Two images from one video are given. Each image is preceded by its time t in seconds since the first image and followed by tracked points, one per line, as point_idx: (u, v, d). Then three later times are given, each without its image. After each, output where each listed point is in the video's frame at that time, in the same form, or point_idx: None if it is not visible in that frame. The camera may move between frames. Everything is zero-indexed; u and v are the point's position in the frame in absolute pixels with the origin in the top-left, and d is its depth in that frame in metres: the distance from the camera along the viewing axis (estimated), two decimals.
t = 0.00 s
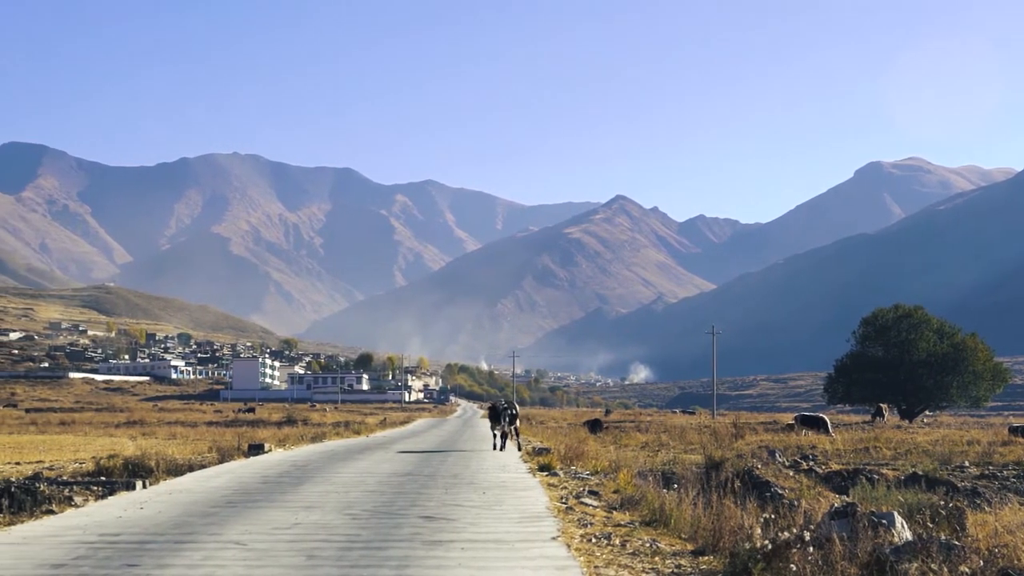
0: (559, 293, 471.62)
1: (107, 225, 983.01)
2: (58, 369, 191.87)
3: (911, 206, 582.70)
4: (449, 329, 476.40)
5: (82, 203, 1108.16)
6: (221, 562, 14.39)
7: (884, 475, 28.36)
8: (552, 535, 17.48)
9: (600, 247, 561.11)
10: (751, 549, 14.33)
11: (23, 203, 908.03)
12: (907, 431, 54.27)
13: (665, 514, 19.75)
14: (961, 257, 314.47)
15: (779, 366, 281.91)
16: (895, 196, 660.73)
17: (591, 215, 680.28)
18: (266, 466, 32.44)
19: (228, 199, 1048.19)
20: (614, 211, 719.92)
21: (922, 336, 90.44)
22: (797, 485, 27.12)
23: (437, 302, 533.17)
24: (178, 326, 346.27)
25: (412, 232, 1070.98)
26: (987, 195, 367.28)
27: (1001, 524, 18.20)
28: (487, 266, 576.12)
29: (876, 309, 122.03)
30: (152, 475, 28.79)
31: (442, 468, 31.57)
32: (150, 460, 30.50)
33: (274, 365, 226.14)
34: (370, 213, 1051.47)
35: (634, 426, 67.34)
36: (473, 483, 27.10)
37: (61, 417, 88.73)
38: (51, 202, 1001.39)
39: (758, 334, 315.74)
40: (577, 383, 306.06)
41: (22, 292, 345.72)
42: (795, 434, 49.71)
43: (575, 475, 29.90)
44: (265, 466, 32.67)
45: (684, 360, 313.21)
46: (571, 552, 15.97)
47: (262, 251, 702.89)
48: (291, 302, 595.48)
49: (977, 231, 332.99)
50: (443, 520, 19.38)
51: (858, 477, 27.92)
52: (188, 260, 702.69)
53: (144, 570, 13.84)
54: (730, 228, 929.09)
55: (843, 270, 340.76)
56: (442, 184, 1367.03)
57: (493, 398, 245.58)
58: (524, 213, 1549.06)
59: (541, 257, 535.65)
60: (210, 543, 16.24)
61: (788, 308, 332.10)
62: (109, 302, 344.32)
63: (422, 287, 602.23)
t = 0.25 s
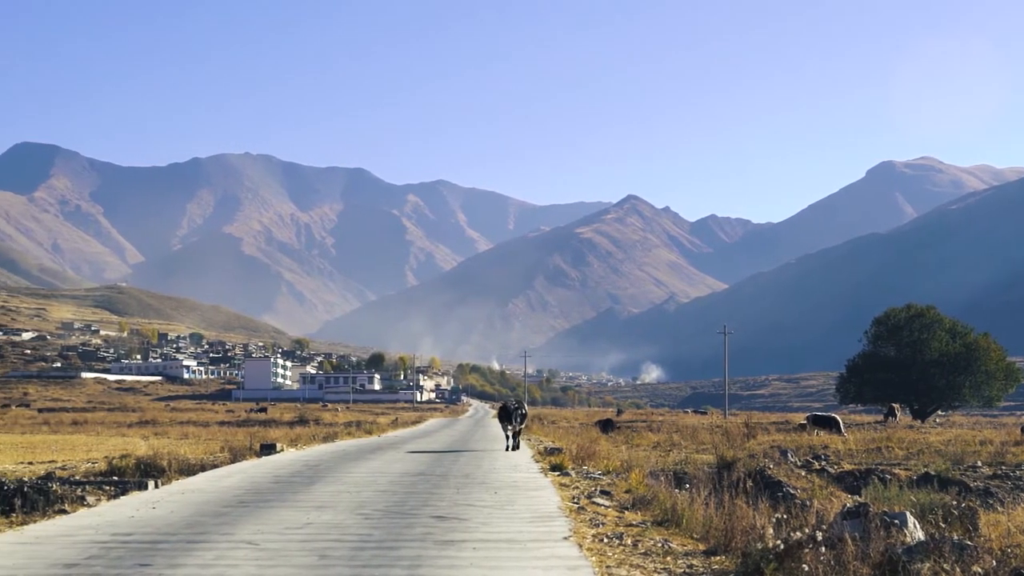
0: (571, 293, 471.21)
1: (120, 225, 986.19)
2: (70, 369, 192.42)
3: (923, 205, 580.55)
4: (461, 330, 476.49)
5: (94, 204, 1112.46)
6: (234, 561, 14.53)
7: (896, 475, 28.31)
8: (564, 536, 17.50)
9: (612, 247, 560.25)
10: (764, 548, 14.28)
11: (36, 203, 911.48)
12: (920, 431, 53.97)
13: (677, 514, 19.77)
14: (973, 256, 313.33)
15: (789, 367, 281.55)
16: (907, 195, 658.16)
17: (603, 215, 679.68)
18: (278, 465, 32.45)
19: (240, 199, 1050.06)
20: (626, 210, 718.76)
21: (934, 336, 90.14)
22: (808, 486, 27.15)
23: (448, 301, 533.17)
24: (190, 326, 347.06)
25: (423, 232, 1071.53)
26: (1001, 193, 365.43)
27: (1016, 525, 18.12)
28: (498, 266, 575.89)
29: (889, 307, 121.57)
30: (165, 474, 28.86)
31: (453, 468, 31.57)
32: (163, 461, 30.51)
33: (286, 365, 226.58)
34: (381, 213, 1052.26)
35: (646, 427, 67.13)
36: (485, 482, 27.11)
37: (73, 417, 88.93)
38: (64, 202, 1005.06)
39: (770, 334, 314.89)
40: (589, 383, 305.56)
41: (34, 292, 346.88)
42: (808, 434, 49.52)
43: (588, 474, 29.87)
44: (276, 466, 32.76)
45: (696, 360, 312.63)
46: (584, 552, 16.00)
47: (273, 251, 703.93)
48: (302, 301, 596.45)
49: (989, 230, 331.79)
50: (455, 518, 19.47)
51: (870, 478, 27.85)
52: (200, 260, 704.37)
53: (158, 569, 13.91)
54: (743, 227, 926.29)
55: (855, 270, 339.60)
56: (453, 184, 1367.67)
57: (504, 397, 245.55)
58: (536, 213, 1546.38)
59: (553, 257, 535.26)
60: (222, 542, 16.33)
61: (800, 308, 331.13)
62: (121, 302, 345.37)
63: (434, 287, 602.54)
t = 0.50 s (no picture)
0: (582, 293, 470.79)
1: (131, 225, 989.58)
2: (82, 369, 193.29)
3: (935, 205, 578.41)
4: (472, 330, 476.52)
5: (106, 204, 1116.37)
6: (246, 562, 14.64)
7: (907, 475, 28.30)
8: (577, 535, 17.51)
9: (623, 247, 559.65)
10: (777, 549, 14.28)
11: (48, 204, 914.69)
12: (932, 433, 53.94)
13: (688, 514, 19.82)
14: (986, 256, 312.18)
15: (800, 367, 280.80)
16: (918, 194, 655.79)
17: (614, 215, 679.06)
18: (290, 465, 32.61)
19: (251, 200, 1052.99)
20: (637, 211, 717.96)
21: (946, 336, 90.00)
22: (820, 486, 27.10)
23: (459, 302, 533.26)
24: (202, 326, 348.20)
25: (434, 232, 1071.88)
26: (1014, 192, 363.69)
27: None
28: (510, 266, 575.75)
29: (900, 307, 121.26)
30: (176, 475, 28.99)
31: (464, 468, 31.64)
32: (174, 461, 30.66)
33: (297, 365, 227.26)
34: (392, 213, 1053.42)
35: (657, 427, 67.20)
36: (497, 482, 27.18)
37: (86, 416, 89.52)
38: (76, 202, 1009.22)
39: (782, 334, 313.95)
40: (600, 383, 305.36)
41: (46, 292, 348.54)
42: (819, 434, 49.51)
43: (599, 475, 29.93)
44: (288, 465, 32.92)
45: (707, 360, 312.05)
46: (596, 552, 16.01)
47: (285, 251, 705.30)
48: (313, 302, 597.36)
49: (1002, 230, 330.02)
50: (466, 519, 19.49)
51: (881, 477, 27.85)
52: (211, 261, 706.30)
53: (169, 571, 14.00)
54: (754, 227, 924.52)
55: (866, 269, 338.24)
56: (464, 184, 1368.87)
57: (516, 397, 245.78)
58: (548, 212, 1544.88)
59: (564, 257, 535.26)
60: (233, 543, 16.39)
61: (812, 308, 330.38)
62: (133, 303, 346.66)
63: (445, 287, 602.63)
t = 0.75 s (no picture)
0: (594, 293, 470.47)
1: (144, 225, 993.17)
2: (94, 369, 194.33)
3: (948, 204, 576.05)
4: (484, 330, 476.82)
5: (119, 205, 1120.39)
6: (256, 563, 14.72)
7: (922, 475, 28.24)
8: (588, 537, 17.58)
9: (635, 247, 559.03)
10: (792, 550, 14.25)
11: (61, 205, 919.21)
12: (944, 431, 53.81)
13: (701, 515, 19.80)
14: (999, 257, 311.23)
15: (811, 367, 280.04)
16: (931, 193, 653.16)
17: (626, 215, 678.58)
18: (302, 466, 32.74)
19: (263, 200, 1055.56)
20: (650, 210, 717.14)
21: (958, 336, 89.75)
22: (833, 486, 27.09)
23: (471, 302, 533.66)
24: (214, 326, 349.60)
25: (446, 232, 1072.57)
26: None
27: None
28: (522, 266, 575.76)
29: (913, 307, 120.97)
30: (189, 475, 29.15)
31: (477, 469, 31.78)
32: (187, 461, 30.88)
33: (309, 365, 228.03)
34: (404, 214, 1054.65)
35: (669, 426, 67.21)
36: (509, 483, 27.26)
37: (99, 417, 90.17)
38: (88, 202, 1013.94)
39: (794, 334, 313.09)
40: (612, 383, 305.17)
41: (60, 293, 350.34)
42: (831, 434, 49.47)
43: (611, 475, 30.02)
44: (300, 466, 32.95)
45: (719, 360, 311.49)
46: (608, 553, 16.07)
47: (297, 252, 706.82)
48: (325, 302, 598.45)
49: (1016, 229, 328.46)
50: (478, 519, 19.57)
51: (894, 478, 27.85)
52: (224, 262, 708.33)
53: (182, 569, 14.12)
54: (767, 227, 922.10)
55: (879, 269, 337.09)
56: (475, 183, 1369.98)
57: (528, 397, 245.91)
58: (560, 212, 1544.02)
59: (576, 257, 534.66)
60: (246, 542, 16.50)
61: (824, 308, 329.90)
62: (145, 303, 348.03)
63: (457, 288, 602.91)
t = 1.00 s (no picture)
0: (606, 293, 470.22)
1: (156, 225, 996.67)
2: (106, 369, 195.03)
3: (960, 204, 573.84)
4: (496, 330, 477.10)
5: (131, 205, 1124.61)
6: (268, 562, 14.78)
7: (935, 474, 28.21)
8: (600, 537, 17.64)
9: (646, 247, 558.62)
10: (804, 547, 14.27)
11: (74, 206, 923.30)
12: (955, 432, 53.75)
13: (713, 515, 19.84)
14: (1012, 257, 310.25)
15: (821, 367, 279.26)
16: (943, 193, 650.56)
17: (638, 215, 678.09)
18: (314, 466, 32.87)
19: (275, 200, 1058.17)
20: (661, 210, 716.31)
21: (971, 336, 89.51)
22: (845, 486, 27.07)
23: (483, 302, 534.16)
24: (226, 326, 350.58)
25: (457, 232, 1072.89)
26: None
27: None
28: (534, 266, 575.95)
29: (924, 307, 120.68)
30: (201, 474, 29.28)
31: (489, 469, 31.85)
32: (199, 461, 30.99)
33: (321, 365, 228.54)
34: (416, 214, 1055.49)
35: (680, 427, 67.13)
36: (520, 482, 27.32)
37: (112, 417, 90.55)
38: (101, 202, 1017.78)
39: (806, 334, 312.33)
40: (624, 383, 304.86)
41: (72, 293, 351.81)
42: (843, 434, 49.40)
43: (623, 474, 30.01)
44: (312, 466, 33.08)
45: (731, 360, 310.93)
46: (620, 552, 16.14)
47: (308, 252, 708.19)
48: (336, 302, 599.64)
49: None
50: (491, 519, 19.62)
51: (907, 478, 27.78)
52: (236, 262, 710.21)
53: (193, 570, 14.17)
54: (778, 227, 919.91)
55: (892, 269, 335.84)
56: (486, 183, 1369.84)
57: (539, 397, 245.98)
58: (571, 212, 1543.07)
59: (587, 257, 534.36)
60: (258, 543, 16.58)
61: (836, 307, 329.09)
62: (157, 303, 349.15)
63: (468, 287, 603.33)
